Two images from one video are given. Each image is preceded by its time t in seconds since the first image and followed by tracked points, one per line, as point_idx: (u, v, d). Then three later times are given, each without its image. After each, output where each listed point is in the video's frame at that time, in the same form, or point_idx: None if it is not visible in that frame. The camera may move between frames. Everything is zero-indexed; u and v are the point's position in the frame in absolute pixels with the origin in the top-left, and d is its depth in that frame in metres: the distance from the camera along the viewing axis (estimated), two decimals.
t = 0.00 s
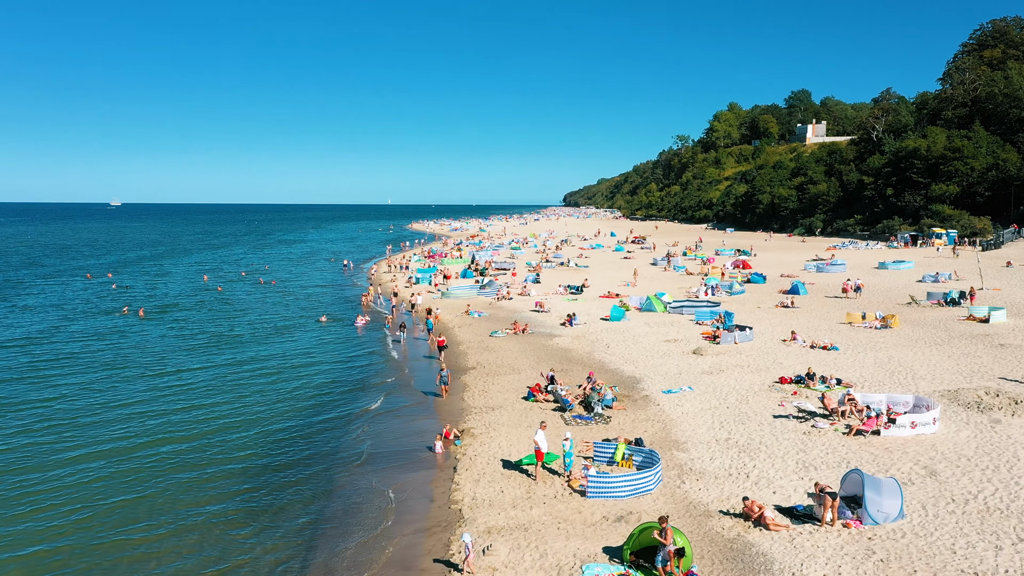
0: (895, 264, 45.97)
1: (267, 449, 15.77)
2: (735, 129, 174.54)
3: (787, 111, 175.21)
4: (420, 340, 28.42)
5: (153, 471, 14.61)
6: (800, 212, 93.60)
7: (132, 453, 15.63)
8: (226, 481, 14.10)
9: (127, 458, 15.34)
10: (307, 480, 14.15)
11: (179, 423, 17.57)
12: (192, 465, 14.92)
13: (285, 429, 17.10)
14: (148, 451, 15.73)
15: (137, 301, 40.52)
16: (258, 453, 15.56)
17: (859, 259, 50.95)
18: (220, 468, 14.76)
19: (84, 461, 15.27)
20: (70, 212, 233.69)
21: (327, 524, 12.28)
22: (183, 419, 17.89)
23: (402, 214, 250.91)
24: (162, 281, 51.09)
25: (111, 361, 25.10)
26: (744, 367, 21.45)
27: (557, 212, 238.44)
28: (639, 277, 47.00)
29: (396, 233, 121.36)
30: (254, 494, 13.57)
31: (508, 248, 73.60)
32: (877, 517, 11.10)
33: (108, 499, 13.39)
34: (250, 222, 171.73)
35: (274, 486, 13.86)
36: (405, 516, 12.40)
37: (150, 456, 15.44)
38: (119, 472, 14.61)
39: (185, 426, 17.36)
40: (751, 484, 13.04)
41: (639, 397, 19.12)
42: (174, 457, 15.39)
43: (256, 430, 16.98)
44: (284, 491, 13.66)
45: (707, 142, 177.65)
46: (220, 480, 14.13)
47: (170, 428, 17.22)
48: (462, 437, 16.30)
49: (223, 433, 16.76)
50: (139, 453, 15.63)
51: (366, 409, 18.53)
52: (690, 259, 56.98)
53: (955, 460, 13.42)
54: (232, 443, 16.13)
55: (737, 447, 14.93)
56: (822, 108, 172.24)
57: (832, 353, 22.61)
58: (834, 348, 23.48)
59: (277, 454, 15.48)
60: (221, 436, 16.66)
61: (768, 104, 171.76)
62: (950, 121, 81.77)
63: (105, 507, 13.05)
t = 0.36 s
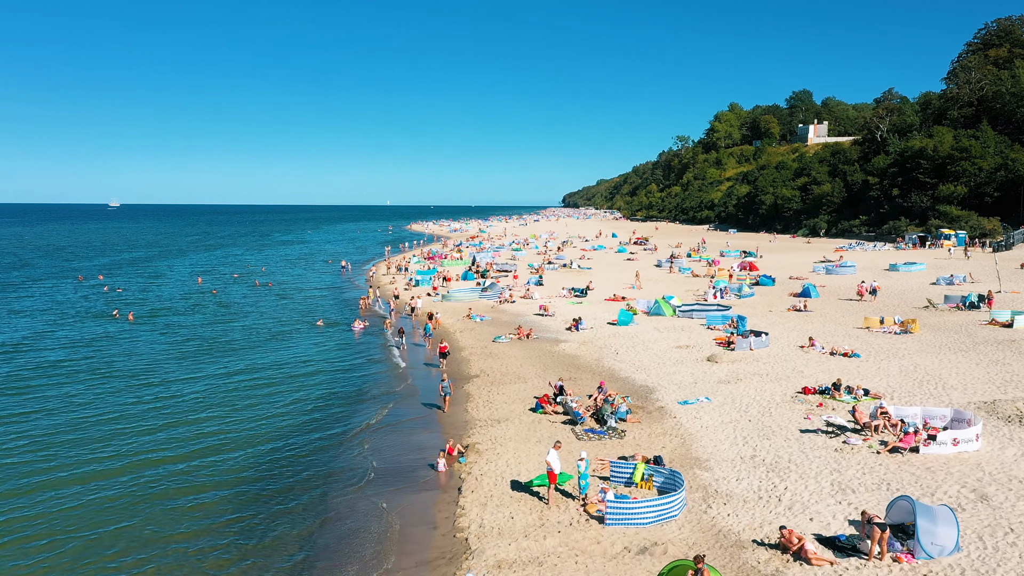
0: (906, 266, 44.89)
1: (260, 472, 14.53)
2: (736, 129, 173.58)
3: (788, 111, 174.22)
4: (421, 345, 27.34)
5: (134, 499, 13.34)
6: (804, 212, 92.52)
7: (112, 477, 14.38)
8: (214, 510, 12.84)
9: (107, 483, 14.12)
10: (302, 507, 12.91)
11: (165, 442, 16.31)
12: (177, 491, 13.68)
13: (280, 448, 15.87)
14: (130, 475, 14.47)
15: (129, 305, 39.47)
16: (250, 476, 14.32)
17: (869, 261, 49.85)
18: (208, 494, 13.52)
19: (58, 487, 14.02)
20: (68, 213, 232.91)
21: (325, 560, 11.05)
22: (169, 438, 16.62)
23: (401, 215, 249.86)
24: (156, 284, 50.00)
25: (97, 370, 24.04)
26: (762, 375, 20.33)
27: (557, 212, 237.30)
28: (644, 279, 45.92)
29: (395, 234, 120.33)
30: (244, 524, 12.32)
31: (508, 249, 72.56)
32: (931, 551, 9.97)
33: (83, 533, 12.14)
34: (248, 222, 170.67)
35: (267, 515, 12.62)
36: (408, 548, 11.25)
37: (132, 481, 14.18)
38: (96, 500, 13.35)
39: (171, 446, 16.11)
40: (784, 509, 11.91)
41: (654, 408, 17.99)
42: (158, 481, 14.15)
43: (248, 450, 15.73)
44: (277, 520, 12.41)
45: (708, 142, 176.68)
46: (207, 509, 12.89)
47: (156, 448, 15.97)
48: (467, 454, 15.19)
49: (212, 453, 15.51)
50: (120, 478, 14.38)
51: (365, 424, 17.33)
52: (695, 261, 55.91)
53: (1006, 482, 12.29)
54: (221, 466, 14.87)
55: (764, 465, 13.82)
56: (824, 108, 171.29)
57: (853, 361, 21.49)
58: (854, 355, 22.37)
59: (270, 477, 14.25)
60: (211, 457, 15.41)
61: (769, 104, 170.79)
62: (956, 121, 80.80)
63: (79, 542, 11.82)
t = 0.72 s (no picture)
0: (918, 268, 43.84)
1: (252, 498, 13.33)
2: (737, 130, 172.62)
3: (790, 111, 173.19)
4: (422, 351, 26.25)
5: (113, 532, 12.14)
6: (808, 213, 91.42)
7: (90, 505, 13.15)
8: (202, 544, 11.70)
9: (85, 513, 12.91)
10: (298, 540, 11.71)
11: (150, 464, 15.12)
12: (161, 523, 12.47)
13: (275, 469, 14.74)
14: (110, 502, 13.29)
15: (121, 309, 38.38)
16: (241, 503, 13.11)
17: (879, 262, 48.80)
18: (194, 526, 12.31)
19: (30, 517, 12.80)
20: (63, 214, 231.44)
21: None
22: (154, 459, 15.42)
23: (400, 216, 248.64)
24: (150, 286, 48.82)
25: (82, 378, 22.91)
26: (783, 384, 19.23)
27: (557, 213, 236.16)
28: (650, 282, 44.84)
29: (394, 235, 119.21)
30: (235, 560, 11.19)
31: (509, 250, 71.45)
32: None
33: (54, 574, 10.94)
34: (246, 223, 169.62)
35: (259, 550, 11.42)
36: None
37: (112, 509, 12.99)
38: (72, 532, 12.16)
39: (157, 468, 14.92)
40: (825, 538, 10.81)
41: (671, 421, 16.88)
42: (141, 510, 12.95)
43: (240, 473, 14.58)
44: (271, 555, 11.25)
45: (708, 143, 175.78)
46: (193, 544, 11.68)
47: (140, 470, 14.79)
48: (473, 473, 14.10)
49: (201, 477, 14.34)
50: (99, 506, 13.18)
51: (365, 440, 16.21)
52: (700, 263, 54.88)
53: None
54: (211, 491, 13.72)
55: (797, 485, 12.75)
56: (825, 108, 170.48)
57: (877, 369, 20.44)
58: (878, 362, 21.30)
59: (264, 504, 13.07)
60: (200, 481, 14.21)
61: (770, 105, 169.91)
62: (963, 121, 79.86)
63: None
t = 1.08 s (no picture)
0: (931, 270, 42.74)
1: (243, 529, 11.99)
2: (739, 130, 171.68)
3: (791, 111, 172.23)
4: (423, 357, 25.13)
5: (84, 574, 10.75)
6: (812, 214, 90.32)
7: (60, 538, 11.80)
8: None
9: (54, 547, 11.54)
10: None
11: (127, 485, 13.73)
12: (140, 560, 11.12)
13: (265, 491, 13.42)
14: (82, 532, 11.92)
15: (112, 312, 37.25)
16: (230, 536, 11.78)
17: (889, 264, 47.72)
18: (177, 565, 10.97)
19: None
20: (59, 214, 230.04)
21: None
22: (133, 479, 14.01)
23: (398, 217, 247.44)
24: (143, 289, 47.52)
25: (65, 385, 21.76)
26: (808, 394, 18.10)
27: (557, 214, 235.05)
28: (656, 284, 43.74)
29: (393, 235, 118.05)
30: None
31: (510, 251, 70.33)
32: None
33: None
34: (244, 223, 168.11)
35: None
36: None
37: (83, 544, 11.59)
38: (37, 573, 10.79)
39: (136, 490, 13.53)
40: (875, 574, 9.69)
41: (690, 435, 15.77)
42: (117, 544, 11.59)
43: (227, 496, 13.23)
44: None
45: (709, 143, 174.84)
46: None
47: (116, 493, 13.39)
48: (480, 495, 12.96)
49: (184, 500, 12.98)
50: (68, 538, 11.79)
51: (362, 459, 14.98)
52: (706, 264, 53.80)
53: None
54: (193, 519, 12.36)
55: (836, 510, 11.64)
56: (826, 108, 169.71)
57: (904, 377, 19.34)
58: (904, 369, 20.20)
59: (255, 536, 11.74)
60: (184, 507, 12.86)
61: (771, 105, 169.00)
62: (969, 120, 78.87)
63: None
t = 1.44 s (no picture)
0: (944, 271, 41.63)
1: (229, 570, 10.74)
2: (740, 130, 170.85)
3: (793, 111, 171.35)
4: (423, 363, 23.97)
5: None
6: (816, 214, 89.20)
7: None
8: None
9: None
10: None
11: (104, 514, 12.51)
12: None
13: (255, 523, 12.17)
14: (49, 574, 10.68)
15: (101, 315, 36.14)
16: None
17: (900, 265, 46.64)
18: None
19: None
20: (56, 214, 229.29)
21: None
22: (110, 509, 12.75)
23: (396, 217, 246.40)
24: (136, 291, 46.40)
25: (47, 393, 20.64)
26: (835, 405, 16.98)
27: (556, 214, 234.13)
28: (662, 286, 42.69)
29: (392, 236, 116.95)
30: None
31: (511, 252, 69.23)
32: None
33: None
34: (242, 224, 167.09)
35: None
36: None
37: None
38: None
39: (112, 522, 12.28)
40: None
41: (713, 450, 14.63)
42: None
43: (213, 529, 11.98)
44: None
45: (710, 143, 173.91)
46: None
47: (90, 525, 12.17)
48: (489, 520, 11.81)
49: (165, 534, 11.74)
50: None
51: (361, 481, 13.73)
52: (712, 265, 52.73)
53: None
54: (175, 557, 11.14)
55: (882, 540, 10.50)
56: (828, 108, 168.69)
57: (935, 387, 18.21)
58: (934, 377, 19.08)
59: None
60: (166, 541, 11.62)
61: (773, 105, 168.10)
62: (976, 119, 77.80)
63: None
